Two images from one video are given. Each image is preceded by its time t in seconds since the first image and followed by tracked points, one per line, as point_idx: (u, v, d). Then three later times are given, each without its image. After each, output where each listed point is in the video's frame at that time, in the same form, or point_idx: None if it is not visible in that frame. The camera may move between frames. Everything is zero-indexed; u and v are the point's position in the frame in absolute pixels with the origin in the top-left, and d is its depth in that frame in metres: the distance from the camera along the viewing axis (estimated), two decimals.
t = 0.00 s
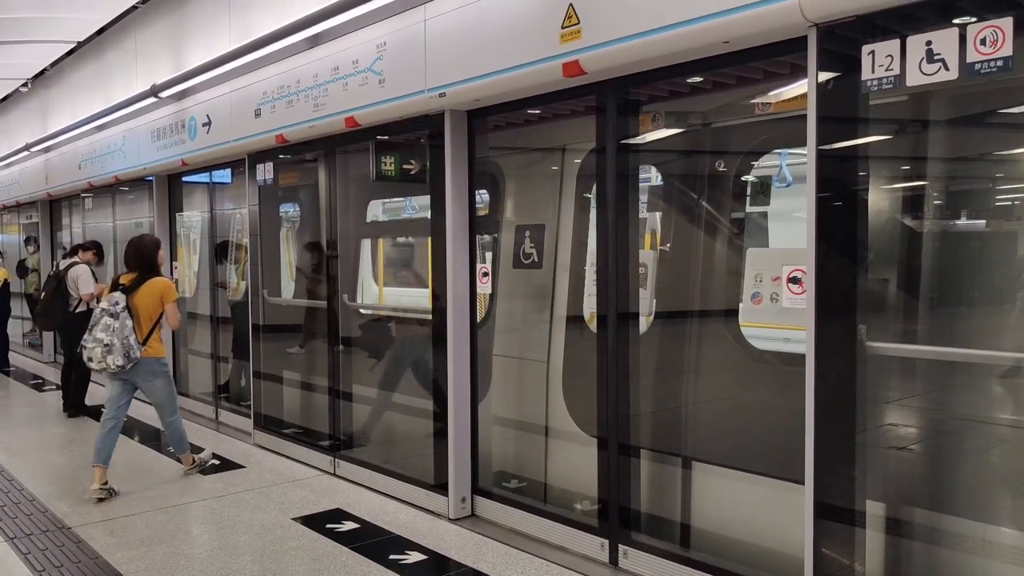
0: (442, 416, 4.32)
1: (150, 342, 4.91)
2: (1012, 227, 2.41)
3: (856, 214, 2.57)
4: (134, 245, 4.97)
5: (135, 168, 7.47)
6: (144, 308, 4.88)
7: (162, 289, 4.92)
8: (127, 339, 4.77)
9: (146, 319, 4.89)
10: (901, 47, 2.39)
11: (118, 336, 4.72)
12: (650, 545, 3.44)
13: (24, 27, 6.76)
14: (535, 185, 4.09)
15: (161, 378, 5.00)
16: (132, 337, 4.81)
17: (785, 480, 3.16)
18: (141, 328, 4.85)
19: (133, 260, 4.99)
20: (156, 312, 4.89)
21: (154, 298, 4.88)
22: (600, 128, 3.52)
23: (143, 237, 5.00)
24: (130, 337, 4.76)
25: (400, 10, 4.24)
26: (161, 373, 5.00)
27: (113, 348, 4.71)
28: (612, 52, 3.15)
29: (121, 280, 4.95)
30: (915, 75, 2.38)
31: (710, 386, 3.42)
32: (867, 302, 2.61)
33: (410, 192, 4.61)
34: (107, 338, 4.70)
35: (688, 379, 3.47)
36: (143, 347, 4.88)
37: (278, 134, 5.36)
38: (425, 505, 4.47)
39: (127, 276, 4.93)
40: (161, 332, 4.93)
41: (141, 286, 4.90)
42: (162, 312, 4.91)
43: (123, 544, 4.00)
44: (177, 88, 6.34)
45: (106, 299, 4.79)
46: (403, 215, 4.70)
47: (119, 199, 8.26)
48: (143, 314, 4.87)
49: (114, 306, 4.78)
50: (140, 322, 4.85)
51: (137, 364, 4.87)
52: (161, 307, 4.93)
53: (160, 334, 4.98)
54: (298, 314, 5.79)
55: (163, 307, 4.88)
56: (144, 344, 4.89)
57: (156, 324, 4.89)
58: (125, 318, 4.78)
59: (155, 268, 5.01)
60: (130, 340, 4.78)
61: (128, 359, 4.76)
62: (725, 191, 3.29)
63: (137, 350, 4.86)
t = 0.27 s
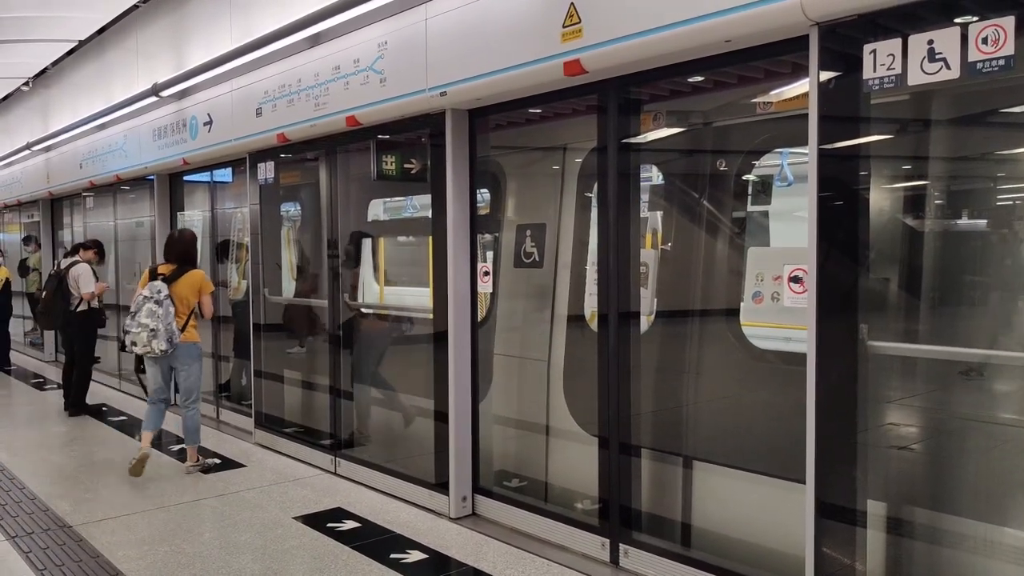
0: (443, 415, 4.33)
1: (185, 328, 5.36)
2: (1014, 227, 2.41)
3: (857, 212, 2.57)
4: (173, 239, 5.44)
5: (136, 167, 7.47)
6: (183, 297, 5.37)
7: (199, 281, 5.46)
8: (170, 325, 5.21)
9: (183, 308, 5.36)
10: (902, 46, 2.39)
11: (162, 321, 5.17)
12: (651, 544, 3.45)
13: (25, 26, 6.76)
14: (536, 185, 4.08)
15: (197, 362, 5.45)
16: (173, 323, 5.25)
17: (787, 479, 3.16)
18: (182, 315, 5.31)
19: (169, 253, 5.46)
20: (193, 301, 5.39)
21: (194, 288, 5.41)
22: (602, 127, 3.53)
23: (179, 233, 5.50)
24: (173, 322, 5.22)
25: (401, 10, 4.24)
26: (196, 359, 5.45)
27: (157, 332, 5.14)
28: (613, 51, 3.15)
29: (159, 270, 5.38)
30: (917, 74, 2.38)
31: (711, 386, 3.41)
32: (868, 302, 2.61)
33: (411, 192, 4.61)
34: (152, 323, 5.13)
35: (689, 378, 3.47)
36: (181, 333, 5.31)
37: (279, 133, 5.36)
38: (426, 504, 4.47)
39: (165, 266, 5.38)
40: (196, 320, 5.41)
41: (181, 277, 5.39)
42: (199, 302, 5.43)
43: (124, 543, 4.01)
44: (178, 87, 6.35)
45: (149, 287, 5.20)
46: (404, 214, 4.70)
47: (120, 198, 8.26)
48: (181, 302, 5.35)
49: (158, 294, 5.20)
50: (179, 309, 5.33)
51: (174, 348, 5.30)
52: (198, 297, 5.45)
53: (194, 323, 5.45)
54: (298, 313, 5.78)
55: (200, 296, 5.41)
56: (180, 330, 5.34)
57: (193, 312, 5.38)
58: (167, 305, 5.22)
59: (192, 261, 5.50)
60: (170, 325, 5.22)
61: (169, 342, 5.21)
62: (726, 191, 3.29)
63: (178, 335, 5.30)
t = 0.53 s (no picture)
0: (444, 415, 4.33)
1: (202, 325, 5.57)
2: (1015, 226, 2.41)
3: (858, 213, 2.58)
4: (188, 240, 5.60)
5: (138, 168, 7.47)
6: (200, 294, 5.56)
7: (214, 280, 5.67)
8: (191, 321, 5.39)
9: (199, 305, 5.56)
10: (903, 46, 2.39)
11: (184, 318, 5.35)
12: (653, 544, 3.45)
13: (27, 26, 6.77)
14: (536, 184, 4.07)
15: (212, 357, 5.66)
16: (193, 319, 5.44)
17: (789, 479, 3.15)
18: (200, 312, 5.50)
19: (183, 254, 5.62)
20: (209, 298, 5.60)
21: (210, 286, 5.61)
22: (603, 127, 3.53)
23: (191, 232, 5.66)
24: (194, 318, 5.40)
25: (402, 10, 4.24)
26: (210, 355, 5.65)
27: (180, 328, 5.32)
28: (615, 51, 3.14)
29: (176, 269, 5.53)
30: (918, 74, 2.38)
31: (712, 386, 3.40)
32: (870, 302, 2.61)
33: (412, 192, 4.62)
34: (176, 320, 5.30)
35: (691, 379, 3.46)
36: (199, 329, 5.51)
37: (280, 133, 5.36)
38: (428, 504, 4.47)
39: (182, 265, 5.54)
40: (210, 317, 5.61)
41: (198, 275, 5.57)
42: (213, 299, 5.63)
43: (126, 543, 4.01)
44: (179, 87, 6.35)
45: (170, 285, 5.35)
46: (405, 214, 4.70)
47: (121, 198, 8.27)
48: (198, 299, 5.54)
49: (179, 292, 5.37)
50: (196, 306, 5.51)
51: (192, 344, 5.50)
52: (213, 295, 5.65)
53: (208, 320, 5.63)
54: (299, 312, 5.77)
55: (216, 294, 5.61)
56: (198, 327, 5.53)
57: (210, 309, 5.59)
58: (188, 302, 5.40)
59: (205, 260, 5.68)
60: (191, 321, 5.42)
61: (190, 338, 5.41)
62: (727, 191, 3.28)
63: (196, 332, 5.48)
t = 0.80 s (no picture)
0: (445, 416, 4.34)
1: (203, 326, 5.65)
2: (1016, 227, 2.40)
3: (859, 214, 2.57)
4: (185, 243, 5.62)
5: (139, 168, 7.48)
6: (198, 296, 5.60)
7: (213, 281, 5.67)
8: (189, 324, 5.46)
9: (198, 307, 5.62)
10: (904, 46, 2.38)
11: (181, 320, 5.42)
12: (653, 544, 3.46)
13: (29, 27, 6.77)
14: (537, 185, 4.07)
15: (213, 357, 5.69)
16: (191, 321, 5.51)
17: (789, 480, 3.15)
18: (198, 313, 5.57)
19: (183, 256, 5.67)
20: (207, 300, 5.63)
21: (208, 287, 5.63)
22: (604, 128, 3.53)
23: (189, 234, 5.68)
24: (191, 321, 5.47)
25: (403, 10, 4.24)
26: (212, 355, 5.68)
27: (177, 331, 5.41)
28: (616, 52, 3.14)
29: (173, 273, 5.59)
30: (919, 75, 2.38)
31: (713, 387, 3.39)
32: (870, 302, 2.61)
33: (412, 192, 4.62)
34: (172, 323, 5.39)
35: (692, 380, 3.46)
36: (199, 330, 5.58)
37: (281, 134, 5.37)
38: (428, 505, 4.47)
39: (180, 268, 5.59)
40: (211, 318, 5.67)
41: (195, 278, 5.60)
42: (213, 300, 5.66)
43: (127, 543, 4.01)
44: (180, 88, 6.36)
45: (167, 289, 5.43)
46: (405, 215, 4.70)
47: (122, 199, 8.27)
48: (197, 301, 5.59)
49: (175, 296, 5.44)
50: (195, 308, 5.57)
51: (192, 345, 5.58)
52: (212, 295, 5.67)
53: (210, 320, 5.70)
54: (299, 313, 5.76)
55: (214, 295, 5.63)
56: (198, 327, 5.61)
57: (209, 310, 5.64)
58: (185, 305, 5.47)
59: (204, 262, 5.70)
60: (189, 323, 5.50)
61: (189, 340, 5.48)
62: (728, 191, 3.27)
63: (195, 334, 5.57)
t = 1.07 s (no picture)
0: (445, 417, 4.34)
1: (200, 322, 5.80)
2: (1017, 228, 2.40)
3: (860, 214, 2.57)
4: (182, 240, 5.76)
5: (139, 169, 7.49)
6: (195, 293, 5.74)
7: (210, 278, 5.78)
8: (184, 318, 5.62)
9: (195, 303, 5.75)
10: (905, 47, 2.38)
11: (176, 315, 5.59)
12: (652, 545, 3.46)
13: (30, 28, 6.78)
14: (537, 185, 4.08)
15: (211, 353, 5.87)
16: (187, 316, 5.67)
17: (790, 481, 3.14)
18: (193, 309, 5.72)
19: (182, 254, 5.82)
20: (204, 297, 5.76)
21: (205, 284, 5.75)
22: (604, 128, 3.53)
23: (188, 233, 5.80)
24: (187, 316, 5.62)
25: (404, 11, 4.24)
26: (210, 351, 5.87)
27: (173, 325, 5.58)
28: (617, 53, 3.15)
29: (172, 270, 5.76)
30: (920, 76, 2.38)
31: (714, 388, 3.39)
32: (870, 303, 2.60)
33: (413, 193, 4.62)
34: (168, 317, 5.57)
35: (692, 381, 3.46)
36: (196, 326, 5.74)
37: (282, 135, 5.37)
38: (428, 505, 4.47)
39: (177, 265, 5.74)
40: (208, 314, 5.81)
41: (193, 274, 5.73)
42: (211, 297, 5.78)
43: (127, 544, 4.01)
44: (181, 89, 6.37)
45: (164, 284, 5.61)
46: (406, 216, 4.70)
47: (123, 200, 8.28)
48: (194, 297, 5.74)
49: (171, 290, 5.62)
50: (192, 304, 5.72)
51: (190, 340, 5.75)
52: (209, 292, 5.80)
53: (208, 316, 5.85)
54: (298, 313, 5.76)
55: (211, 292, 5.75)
56: (195, 323, 5.76)
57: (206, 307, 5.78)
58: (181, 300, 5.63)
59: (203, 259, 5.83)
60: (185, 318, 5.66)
61: (184, 334, 5.63)
62: (731, 193, 3.27)
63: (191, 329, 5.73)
